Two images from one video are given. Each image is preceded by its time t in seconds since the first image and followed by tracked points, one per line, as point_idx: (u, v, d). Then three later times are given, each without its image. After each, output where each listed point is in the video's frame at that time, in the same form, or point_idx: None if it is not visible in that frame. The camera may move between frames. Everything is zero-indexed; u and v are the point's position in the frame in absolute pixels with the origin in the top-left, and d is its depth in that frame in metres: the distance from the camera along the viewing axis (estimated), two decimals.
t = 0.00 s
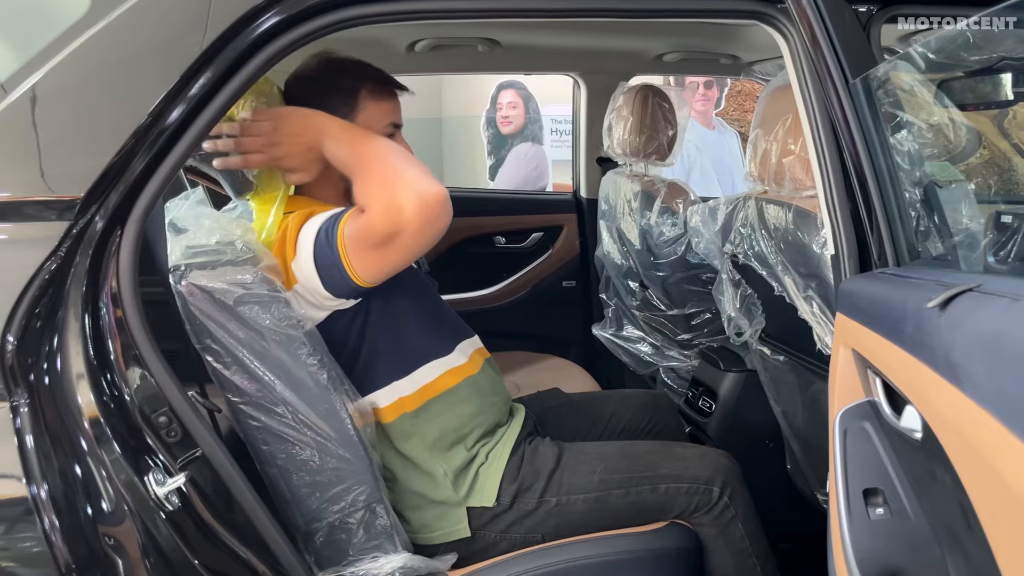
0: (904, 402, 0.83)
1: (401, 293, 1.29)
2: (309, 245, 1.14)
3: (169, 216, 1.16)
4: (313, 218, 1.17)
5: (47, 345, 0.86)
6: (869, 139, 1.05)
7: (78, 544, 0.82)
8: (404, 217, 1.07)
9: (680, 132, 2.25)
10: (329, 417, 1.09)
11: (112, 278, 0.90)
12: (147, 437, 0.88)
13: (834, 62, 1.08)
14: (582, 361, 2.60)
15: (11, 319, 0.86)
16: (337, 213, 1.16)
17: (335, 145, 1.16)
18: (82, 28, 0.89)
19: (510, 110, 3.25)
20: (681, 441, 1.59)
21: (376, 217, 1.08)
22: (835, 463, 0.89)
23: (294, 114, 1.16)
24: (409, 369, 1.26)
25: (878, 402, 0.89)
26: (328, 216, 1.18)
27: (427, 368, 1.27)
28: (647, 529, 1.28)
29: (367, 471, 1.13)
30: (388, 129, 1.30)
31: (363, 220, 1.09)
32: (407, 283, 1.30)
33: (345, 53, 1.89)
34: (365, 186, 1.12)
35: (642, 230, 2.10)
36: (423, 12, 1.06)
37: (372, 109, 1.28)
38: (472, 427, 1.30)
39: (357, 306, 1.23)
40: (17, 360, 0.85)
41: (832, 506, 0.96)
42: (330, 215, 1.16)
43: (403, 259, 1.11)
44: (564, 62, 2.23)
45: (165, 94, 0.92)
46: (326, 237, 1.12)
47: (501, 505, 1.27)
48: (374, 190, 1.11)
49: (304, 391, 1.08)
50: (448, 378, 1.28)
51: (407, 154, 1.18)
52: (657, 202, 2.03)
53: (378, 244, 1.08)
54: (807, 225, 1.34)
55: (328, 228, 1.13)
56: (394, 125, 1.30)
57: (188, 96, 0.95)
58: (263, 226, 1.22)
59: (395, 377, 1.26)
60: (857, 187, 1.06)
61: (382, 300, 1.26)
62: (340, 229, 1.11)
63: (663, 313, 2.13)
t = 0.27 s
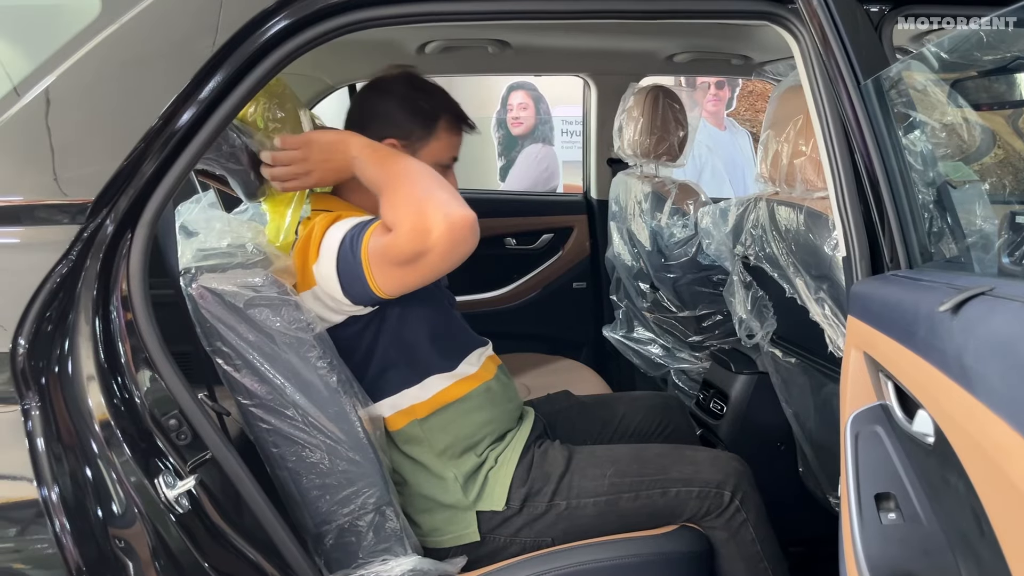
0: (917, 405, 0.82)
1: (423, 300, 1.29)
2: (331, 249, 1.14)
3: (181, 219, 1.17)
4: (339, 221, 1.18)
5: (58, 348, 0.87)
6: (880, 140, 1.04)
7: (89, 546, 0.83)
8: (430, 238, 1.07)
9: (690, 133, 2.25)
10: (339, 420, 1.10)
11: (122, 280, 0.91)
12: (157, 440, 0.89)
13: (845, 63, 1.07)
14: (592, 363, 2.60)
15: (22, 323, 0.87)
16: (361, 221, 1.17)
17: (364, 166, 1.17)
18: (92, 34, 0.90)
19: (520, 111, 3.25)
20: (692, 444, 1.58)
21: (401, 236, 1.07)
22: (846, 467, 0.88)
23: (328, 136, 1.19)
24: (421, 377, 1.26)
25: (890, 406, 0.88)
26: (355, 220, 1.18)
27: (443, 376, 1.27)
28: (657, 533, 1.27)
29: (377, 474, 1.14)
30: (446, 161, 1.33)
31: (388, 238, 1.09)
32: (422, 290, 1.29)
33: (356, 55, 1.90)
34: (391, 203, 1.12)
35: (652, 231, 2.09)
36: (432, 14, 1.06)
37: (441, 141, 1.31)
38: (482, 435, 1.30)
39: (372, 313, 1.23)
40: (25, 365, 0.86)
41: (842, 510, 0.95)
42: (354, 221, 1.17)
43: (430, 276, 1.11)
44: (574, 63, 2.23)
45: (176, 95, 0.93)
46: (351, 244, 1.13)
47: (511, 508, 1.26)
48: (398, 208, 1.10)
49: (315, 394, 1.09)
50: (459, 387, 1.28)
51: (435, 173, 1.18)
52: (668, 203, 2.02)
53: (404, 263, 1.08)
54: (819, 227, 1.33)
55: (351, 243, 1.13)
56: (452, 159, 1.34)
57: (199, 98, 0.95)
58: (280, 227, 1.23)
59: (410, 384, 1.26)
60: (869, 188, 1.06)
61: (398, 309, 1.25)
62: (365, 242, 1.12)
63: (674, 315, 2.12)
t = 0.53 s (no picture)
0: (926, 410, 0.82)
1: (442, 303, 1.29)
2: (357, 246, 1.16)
3: (195, 224, 1.19)
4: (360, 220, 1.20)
5: (73, 353, 0.88)
6: (890, 144, 1.05)
7: (104, 547, 0.85)
8: (466, 212, 1.08)
9: (701, 136, 2.25)
10: (351, 423, 1.11)
11: (136, 284, 0.92)
12: (170, 443, 0.90)
13: (854, 68, 1.07)
14: (603, 366, 2.60)
15: (39, 328, 0.88)
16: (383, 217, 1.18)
17: (381, 159, 1.18)
18: (106, 42, 0.92)
19: (530, 113, 3.26)
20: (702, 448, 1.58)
21: (436, 214, 1.08)
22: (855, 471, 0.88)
23: (339, 134, 1.20)
24: (438, 379, 1.28)
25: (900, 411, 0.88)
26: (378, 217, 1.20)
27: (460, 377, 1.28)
28: (668, 536, 1.28)
29: (388, 477, 1.14)
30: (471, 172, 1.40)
31: (421, 221, 1.09)
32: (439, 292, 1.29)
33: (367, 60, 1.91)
34: (418, 187, 1.13)
35: (662, 234, 2.10)
36: (443, 21, 1.07)
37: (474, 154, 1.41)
38: (494, 440, 1.30)
39: (394, 310, 1.23)
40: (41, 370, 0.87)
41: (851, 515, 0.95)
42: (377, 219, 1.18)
43: (467, 251, 1.12)
44: (584, 67, 2.24)
45: (189, 103, 0.94)
46: (378, 238, 1.14)
47: (521, 512, 1.27)
48: (427, 190, 1.11)
49: (327, 398, 1.10)
50: (475, 391, 1.29)
51: (455, 153, 1.19)
52: (678, 206, 2.03)
53: (442, 239, 1.09)
54: (829, 231, 1.33)
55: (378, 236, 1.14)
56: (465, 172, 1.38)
57: (214, 103, 0.97)
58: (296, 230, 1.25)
59: (426, 385, 1.27)
60: (878, 193, 1.06)
61: (417, 309, 1.26)
62: (395, 232, 1.13)
63: (684, 318, 2.12)
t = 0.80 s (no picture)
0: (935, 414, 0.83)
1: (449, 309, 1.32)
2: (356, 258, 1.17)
3: (209, 228, 1.21)
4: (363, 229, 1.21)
5: (91, 356, 0.90)
6: (898, 149, 1.05)
7: (120, 547, 0.87)
8: (453, 237, 1.08)
9: (710, 140, 2.26)
10: (362, 426, 1.12)
11: (153, 288, 0.94)
12: (186, 444, 0.92)
13: (863, 74, 1.08)
14: (612, 369, 2.61)
15: (57, 331, 0.90)
16: (382, 227, 1.19)
17: (378, 167, 1.18)
18: (125, 49, 0.94)
19: (541, 118, 3.27)
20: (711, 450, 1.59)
21: (425, 236, 1.09)
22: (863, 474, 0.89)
23: (338, 138, 1.20)
24: (446, 382, 1.29)
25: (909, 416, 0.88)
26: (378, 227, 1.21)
27: (467, 381, 1.30)
28: (677, 538, 1.28)
29: (400, 479, 1.16)
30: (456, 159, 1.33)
31: (411, 241, 1.11)
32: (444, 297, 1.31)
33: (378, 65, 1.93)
34: (408, 204, 1.13)
35: (671, 238, 2.10)
36: (456, 28, 1.08)
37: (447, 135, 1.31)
38: (503, 441, 1.32)
39: (398, 316, 1.26)
40: (60, 373, 0.89)
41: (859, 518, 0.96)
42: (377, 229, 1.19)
43: (457, 270, 1.13)
44: (594, 72, 2.25)
45: (206, 108, 0.96)
46: (376, 250, 1.15)
47: (531, 513, 1.28)
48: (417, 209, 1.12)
49: (340, 401, 1.11)
50: (483, 393, 1.31)
51: (449, 168, 1.18)
52: (687, 210, 2.04)
53: (431, 261, 1.10)
54: (837, 235, 1.34)
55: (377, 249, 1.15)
56: (466, 156, 1.34)
57: (230, 110, 0.98)
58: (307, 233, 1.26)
59: (434, 387, 1.28)
60: (886, 197, 1.06)
61: (423, 313, 1.28)
62: (388, 245, 1.14)
63: (693, 322, 2.13)
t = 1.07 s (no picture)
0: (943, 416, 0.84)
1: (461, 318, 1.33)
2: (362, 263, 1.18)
3: (224, 230, 1.23)
4: (371, 235, 1.21)
5: (110, 356, 0.90)
6: (906, 153, 1.07)
7: (138, 545, 0.87)
8: (450, 261, 1.08)
9: (718, 144, 2.27)
10: (375, 426, 1.14)
11: (169, 290, 0.96)
12: (202, 444, 0.94)
13: (871, 79, 1.09)
14: (620, 372, 2.61)
15: (77, 332, 0.90)
16: (391, 237, 1.19)
17: (388, 180, 1.19)
18: (143, 56, 0.96)
19: (548, 121, 3.28)
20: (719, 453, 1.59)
21: (422, 259, 1.09)
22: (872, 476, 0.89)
23: (352, 149, 1.21)
24: (456, 386, 1.30)
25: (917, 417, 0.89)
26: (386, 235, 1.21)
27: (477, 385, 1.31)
28: (686, 539, 1.29)
29: (411, 479, 1.17)
30: (447, 151, 1.33)
31: (411, 260, 1.11)
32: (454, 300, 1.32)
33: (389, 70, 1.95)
34: (410, 223, 1.13)
35: (679, 241, 2.11)
36: (468, 33, 1.09)
37: (432, 128, 1.32)
38: (513, 444, 1.33)
39: (407, 320, 1.26)
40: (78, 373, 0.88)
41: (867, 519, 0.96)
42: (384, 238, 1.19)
43: (454, 292, 1.13)
44: (603, 76, 2.27)
45: (222, 113, 0.98)
46: (381, 262, 1.15)
47: (541, 514, 1.29)
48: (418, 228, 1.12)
49: (352, 401, 1.13)
50: (493, 396, 1.32)
51: (456, 188, 1.18)
52: (695, 214, 2.05)
53: (427, 283, 1.11)
54: (845, 238, 1.35)
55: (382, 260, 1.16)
56: (457, 146, 1.33)
57: (245, 115, 1.00)
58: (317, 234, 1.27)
59: (444, 391, 1.30)
60: (895, 201, 1.07)
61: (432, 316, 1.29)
62: (392, 259, 1.14)
63: (701, 325, 2.14)
